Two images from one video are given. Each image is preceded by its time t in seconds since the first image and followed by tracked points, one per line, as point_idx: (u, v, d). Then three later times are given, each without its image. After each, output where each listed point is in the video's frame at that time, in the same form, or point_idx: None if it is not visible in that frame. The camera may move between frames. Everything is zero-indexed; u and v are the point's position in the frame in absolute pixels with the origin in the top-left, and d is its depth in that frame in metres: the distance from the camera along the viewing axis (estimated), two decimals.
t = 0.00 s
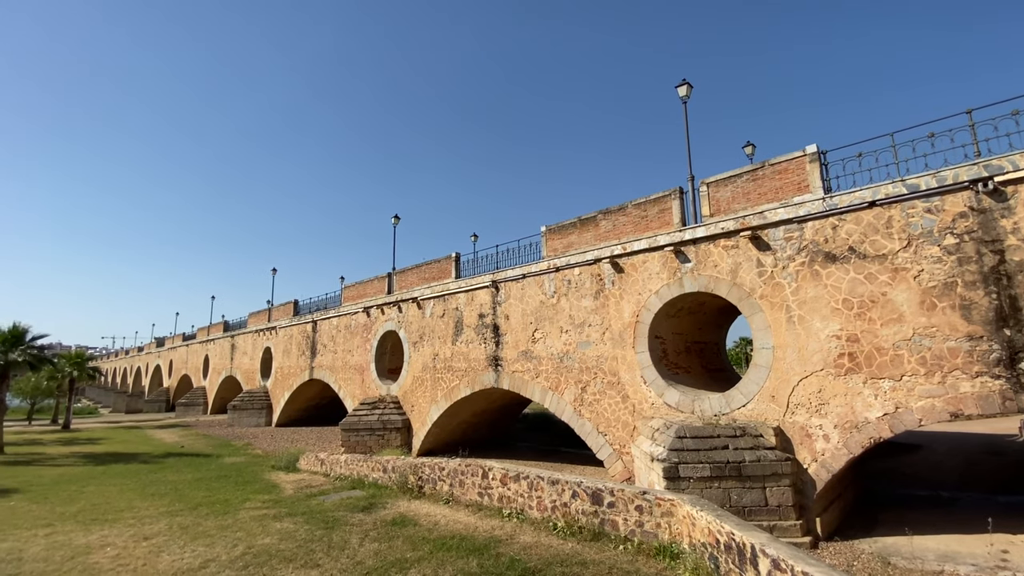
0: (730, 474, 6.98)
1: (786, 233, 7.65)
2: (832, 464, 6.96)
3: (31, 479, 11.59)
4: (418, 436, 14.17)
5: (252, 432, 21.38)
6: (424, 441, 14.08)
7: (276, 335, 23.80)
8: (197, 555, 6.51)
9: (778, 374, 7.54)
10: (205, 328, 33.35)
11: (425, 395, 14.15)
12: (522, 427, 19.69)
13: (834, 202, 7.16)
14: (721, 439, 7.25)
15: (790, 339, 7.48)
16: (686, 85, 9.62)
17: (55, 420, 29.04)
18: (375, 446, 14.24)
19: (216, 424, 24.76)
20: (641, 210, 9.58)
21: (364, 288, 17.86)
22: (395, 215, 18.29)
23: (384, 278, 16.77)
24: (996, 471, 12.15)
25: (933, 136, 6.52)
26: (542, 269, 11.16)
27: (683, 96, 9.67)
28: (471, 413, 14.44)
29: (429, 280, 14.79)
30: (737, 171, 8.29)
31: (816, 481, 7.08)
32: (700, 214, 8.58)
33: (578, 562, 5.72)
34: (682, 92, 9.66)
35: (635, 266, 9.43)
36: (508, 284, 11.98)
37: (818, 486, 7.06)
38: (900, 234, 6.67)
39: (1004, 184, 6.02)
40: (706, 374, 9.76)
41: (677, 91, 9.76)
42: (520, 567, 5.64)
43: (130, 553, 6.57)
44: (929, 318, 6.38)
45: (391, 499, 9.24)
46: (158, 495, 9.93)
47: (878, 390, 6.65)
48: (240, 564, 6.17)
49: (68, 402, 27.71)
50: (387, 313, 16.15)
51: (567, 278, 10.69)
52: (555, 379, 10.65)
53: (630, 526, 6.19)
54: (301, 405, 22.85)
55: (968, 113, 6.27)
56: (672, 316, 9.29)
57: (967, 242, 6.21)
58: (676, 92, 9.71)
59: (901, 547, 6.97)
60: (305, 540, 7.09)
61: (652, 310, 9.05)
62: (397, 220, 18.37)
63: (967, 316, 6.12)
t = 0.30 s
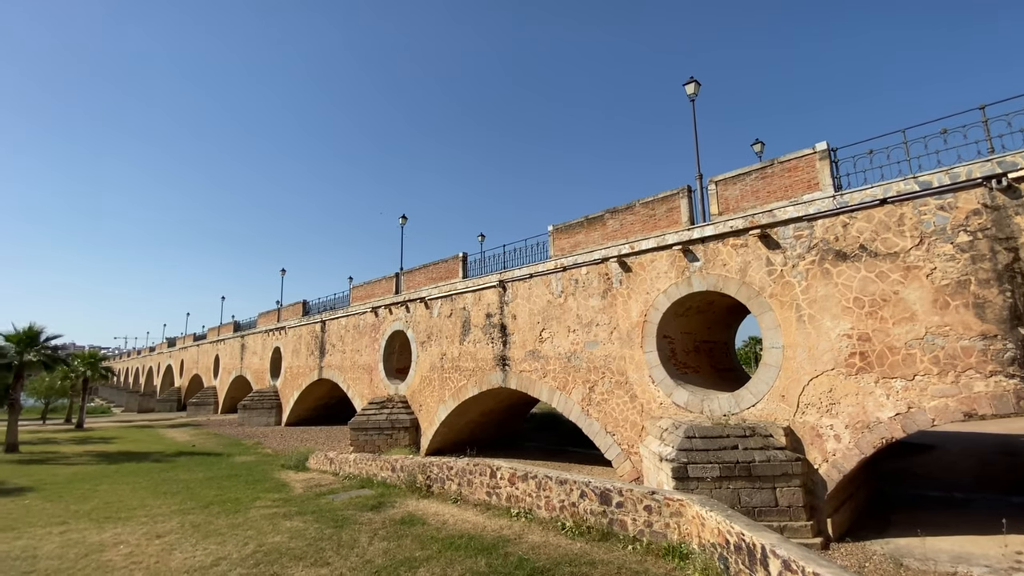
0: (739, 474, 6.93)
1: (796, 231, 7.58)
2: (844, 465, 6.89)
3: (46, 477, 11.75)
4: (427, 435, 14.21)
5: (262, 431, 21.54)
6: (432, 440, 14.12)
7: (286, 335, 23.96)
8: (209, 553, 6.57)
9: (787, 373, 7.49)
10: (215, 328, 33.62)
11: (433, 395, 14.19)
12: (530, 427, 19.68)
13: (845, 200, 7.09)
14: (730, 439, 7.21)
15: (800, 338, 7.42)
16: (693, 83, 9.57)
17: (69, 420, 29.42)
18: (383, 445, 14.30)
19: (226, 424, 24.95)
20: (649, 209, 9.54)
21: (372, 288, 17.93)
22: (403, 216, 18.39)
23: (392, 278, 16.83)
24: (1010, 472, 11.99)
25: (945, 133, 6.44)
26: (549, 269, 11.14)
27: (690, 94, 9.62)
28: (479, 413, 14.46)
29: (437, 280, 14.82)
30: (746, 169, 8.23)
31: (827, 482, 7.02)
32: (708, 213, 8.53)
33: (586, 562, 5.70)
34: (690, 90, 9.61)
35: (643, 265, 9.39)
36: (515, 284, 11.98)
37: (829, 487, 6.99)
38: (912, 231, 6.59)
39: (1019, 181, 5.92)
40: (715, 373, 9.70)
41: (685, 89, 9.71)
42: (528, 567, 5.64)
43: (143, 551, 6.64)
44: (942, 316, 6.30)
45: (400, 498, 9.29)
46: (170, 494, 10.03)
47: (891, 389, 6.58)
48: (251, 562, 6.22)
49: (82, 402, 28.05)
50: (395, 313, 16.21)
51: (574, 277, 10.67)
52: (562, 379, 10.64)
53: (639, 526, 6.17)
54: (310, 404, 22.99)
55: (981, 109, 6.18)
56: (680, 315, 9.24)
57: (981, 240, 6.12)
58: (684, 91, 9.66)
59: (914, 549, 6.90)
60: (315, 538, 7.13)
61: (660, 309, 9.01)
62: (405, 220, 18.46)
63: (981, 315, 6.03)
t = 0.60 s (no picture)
0: (749, 474, 6.88)
1: (806, 229, 7.51)
2: (855, 465, 6.82)
3: (60, 476, 11.89)
4: (435, 435, 14.24)
5: (272, 430, 21.70)
6: (440, 440, 14.15)
7: (295, 335, 24.12)
8: (220, 551, 6.62)
9: (798, 372, 7.42)
10: (225, 329, 33.89)
11: (441, 394, 14.22)
12: (538, 426, 19.66)
13: (856, 197, 7.02)
14: (740, 439, 7.16)
15: (811, 337, 7.35)
16: (701, 81, 9.52)
17: (83, 419, 29.81)
18: (391, 445, 14.35)
19: (236, 423, 25.15)
20: (657, 208, 9.50)
21: (380, 288, 18.01)
22: (411, 216, 18.46)
23: (400, 278, 16.89)
24: None
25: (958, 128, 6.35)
26: (556, 268, 11.13)
27: (699, 92, 9.56)
28: (487, 412, 14.48)
29: (444, 279, 14.84)
30: (755, 167, 8.17)
31: (838, 482, 6.95)
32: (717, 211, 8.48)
33: (595, 562, 5.69)
34: (699, 87, 9.55)
35: (651, 264, 9.35)
36: (522, 283, 11.97)
37: (841, 487, 6.93)
38: (925, 229, 6.50)
39: None
40: (724, 373, 9.64)
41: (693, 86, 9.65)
42: (537, 566, 5.63)
43: (156, 548, 6.71)
44: (955, 315, 6.22)
45: (409, 497, 9.31)
46: (182, 492, 10.13)
47: (903, 389, 6.50)
48: (262, 560, 6.27)
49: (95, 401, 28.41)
50: (403, 313, 16.25)
51: (582, 277, 10.65)
52: (570, 378, 10.62)
53: (648, 526, 6.14)
54: (319, 403, 23.13)
55: (995, 104, 6.09)
56: (689, 314, 9.19)
57: (995, 237, 6.03)
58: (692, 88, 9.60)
59: (927, 550, 6.82)
60: (325, 537, 7.17)
61: (668, 308, 8.97)
62: (412, 220, 18.51)
63: (996, 313, 5.94)
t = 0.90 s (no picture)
0: (760, 475, 6.82)
1: (816, 227, 7.44)
2: (868, 465, 6.74)
3: (74, 474, 12.04)
4: (443, 434, 14.27)
5: (281, 429, 21.86)
6: (448, 439, 14.17)
7: (304, 336, 24.28)
8: (231, 549, 6.67)
9: (809, 372, 7.35)
10: (236, 329, 34.18)
11: (449, 394, 14.24)
12: (546, 426, 19.63)
13: (867, 194, 6.93)
14: (750, 439, 7.10)
15: (822, 336, 7.28)
16: (709, 79, 9.44)
17: (97, 418, 30.20)
18: (400, 444, 14.39)
19: (247, 422, 25.36)
20: (665, 206, 9.44)
21: (388, 288, 18.07)
22: (418, 217, 18.53)
23: (408, 278, 16.94)
24: None
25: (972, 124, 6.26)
26: (564, 268, 11.11)
27: (707, 90, 9.49)
28: (495, 412, 14.48)
29: (452, 279, 14.86)
30: (764, 165, 8.10)
31: (850, 483, 6.87)
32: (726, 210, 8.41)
33: (604, 562, 5.66)
34: (706, 85, 9.48)
35: (659, 263, 9.30)
36: (530, 283, 11.96)
37: (853, 488, 6.85)
38: (938, 226, 6.41)
39: None
40: (733, 372, 9.57)
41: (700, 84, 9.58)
42: (546, 566, 5.62)
43: (169, 546, 6.77)
44: (969, 313, 6.12)
45: (417, 496, 9.34)
46: (193, 491, 10.22)
47: (916, 388, 6.42)
48: (273, 558, 6.31)
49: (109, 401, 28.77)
50: (411, 313, 16.30)
51: (590, 276, 10.61)
52: (578, 378, 10.60)
53: (656, 527, 6.11)
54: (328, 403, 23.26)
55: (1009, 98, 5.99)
56: (697, 313, 9.12)
57: (1010, 234, 5.93)
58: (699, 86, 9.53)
59: (941, 551, 6.73)
60: (334, 535, 7.20)
61: (677, 307, 8.91)
62: (419, 220, 18.56)
63: (1011, 311, 5.84)
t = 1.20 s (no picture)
0: (771, 475, 6.77)
1: (827, 225, 7.36)
2: (880, 465, 6.67)
3: (89, 473, 12.21)
4: (452, 434, 14.29)
5: (292, 428, 22.02)
6: (457, 439, 14.20)
7: (314, 336, 24.43)
8: (243, 547, 6.73)
9: (820, 371, 7.28)
10: (247, 329, 34.49)
11: (458, 394, 14.26)
12: (554, 426, 19.62)
13: (879, 191, 6.85)
14: (760, 439, 7.05)
15: (833, 335, 7.20)
16: (718, 76, 9.37)
17: (110, 418, 30.60)
18: (409, 444, 14.44)
19: (258, 422, 25.57)
20: (673, 205, 9.39)
21: (396, 288, 18.13)
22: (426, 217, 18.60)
23: (416, 278, 16.98)
24: None
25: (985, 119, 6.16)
26: (571, 267, 11.09)
27: (715, 87, 9.42)
28: (503, 411, 14.49)
29: (459, 279, 14.88)
30: (774, 162, 8.03)
31: (863, 483, 6.80)
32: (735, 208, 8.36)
33: (613, 562, 5.65)
34: (715, 82, 9.41)
35: (667, 262, 9.26)
36: (537, 283, 11.95)
37: (866, 488, 6.77)
38: (952, 223, 6.31)
39: None
40: (744, 372, 9.50)
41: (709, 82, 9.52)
42: (555, 566, 5.61)
43: (182, 544, 6.84)
44: (984, 311, 6.03)
45: (426, 496, 9.37)
46: (205, 490, 10.33)
47: (930, 388, 6.33)
48: (284, 557, 6.35)
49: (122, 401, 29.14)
50: (419, 313, 16.34)
51: (597, 276, 10.58)
52: (586, 378, 10.57)
53: (666, 527, 6.08)
54: (338, 402, 23.40)
55: None
56: (707, 312, 9.07)
57: None
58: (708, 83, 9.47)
59: (956, 552, 6.64)
60: (344, 534, 7.24)
61: (686, 307, 8.86)
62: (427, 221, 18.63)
63: None
